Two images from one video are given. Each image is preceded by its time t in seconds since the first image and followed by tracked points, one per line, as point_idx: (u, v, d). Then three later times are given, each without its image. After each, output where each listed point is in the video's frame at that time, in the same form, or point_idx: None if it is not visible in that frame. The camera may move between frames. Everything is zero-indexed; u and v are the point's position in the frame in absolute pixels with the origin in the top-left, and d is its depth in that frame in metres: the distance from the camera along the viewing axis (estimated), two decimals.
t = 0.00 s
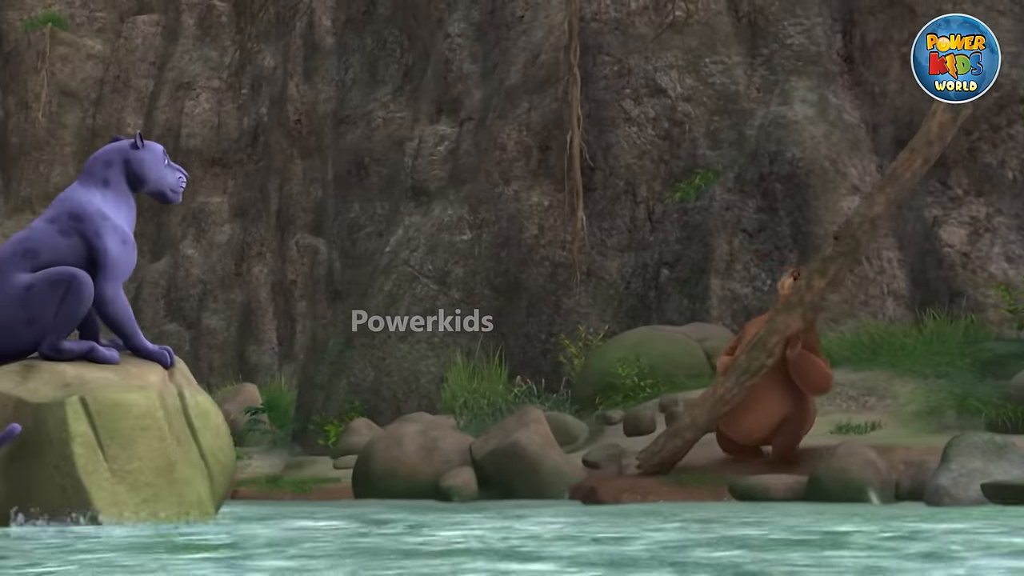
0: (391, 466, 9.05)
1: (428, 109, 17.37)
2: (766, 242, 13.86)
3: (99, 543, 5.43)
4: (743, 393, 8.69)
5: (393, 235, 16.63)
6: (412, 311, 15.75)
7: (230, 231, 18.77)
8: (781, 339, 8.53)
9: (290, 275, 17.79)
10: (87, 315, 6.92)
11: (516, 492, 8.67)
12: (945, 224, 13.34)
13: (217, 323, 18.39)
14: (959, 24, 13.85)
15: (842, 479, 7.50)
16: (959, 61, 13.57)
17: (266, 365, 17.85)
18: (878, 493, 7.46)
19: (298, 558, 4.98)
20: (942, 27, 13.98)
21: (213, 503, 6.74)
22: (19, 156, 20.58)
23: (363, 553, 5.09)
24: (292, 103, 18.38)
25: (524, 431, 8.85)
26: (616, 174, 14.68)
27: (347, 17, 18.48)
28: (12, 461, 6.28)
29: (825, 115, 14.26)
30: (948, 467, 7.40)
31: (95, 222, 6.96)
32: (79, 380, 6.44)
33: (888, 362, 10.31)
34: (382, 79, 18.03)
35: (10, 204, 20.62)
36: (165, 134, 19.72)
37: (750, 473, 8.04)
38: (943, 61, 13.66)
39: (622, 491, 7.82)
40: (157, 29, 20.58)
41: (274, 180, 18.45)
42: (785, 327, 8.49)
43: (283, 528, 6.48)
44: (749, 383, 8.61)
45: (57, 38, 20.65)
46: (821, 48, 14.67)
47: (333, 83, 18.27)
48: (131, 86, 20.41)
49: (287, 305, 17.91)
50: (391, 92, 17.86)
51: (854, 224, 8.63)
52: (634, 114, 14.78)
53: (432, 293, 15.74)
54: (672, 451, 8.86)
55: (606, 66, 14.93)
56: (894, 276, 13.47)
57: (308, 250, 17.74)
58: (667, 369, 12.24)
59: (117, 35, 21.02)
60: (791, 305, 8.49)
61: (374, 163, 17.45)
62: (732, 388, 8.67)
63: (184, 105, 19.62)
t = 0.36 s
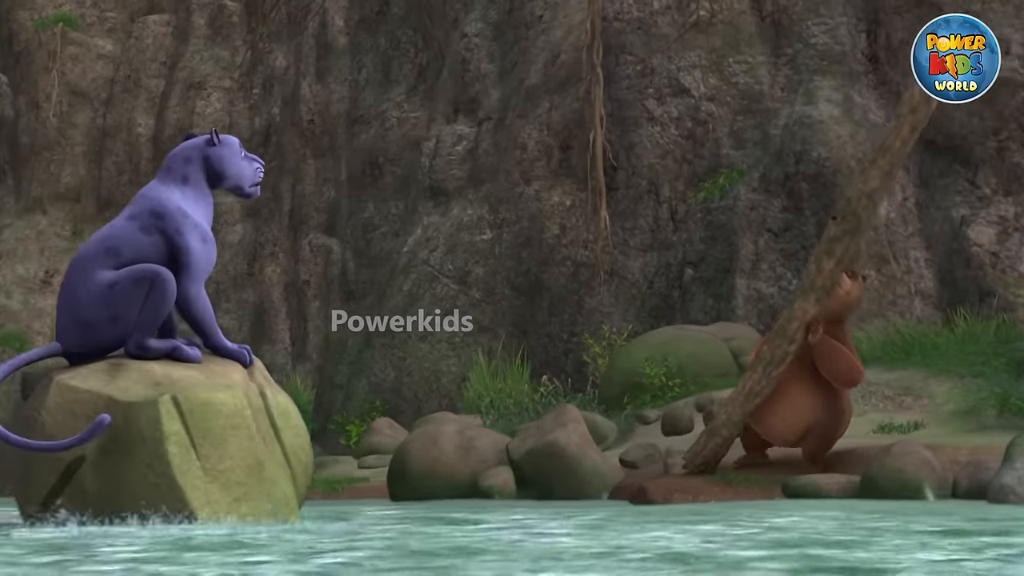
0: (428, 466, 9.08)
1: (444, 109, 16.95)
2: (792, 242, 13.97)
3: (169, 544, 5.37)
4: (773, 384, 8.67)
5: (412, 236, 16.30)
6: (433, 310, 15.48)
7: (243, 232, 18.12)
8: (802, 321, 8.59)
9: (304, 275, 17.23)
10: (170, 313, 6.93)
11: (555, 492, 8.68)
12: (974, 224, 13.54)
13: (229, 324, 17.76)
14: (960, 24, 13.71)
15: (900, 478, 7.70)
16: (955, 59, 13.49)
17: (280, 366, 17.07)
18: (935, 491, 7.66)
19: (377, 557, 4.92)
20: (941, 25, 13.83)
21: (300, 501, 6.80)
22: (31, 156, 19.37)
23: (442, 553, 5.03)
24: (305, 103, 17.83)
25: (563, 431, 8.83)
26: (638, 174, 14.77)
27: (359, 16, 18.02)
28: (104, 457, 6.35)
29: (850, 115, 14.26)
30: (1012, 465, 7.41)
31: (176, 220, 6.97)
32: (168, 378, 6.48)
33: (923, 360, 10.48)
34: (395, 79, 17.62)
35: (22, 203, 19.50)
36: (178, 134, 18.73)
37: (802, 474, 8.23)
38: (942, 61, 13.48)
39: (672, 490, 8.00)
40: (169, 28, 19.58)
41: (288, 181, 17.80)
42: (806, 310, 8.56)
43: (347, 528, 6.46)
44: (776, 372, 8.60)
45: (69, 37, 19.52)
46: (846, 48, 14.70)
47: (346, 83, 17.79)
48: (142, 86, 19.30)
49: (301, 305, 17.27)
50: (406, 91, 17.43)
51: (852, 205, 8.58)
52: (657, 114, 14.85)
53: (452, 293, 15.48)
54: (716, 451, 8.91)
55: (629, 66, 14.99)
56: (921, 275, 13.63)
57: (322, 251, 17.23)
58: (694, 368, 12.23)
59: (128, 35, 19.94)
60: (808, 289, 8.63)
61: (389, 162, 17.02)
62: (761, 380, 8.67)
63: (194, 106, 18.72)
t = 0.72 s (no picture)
0: (452, 465, 9.06)
1: (455, 108, 16.82)
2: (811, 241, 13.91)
3: (234, 546, 5.37)
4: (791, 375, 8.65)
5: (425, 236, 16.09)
6: (447, 311, 15.40)
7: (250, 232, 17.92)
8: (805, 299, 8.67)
9: (313, 274, 17.11)
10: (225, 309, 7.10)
11: (583, 491, 8.78)
12: (995, 223, 13.60)
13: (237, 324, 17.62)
14: (958, 23, 14.22)
15: (942, 477, 7.90)
16: (956, 58, 14.27)
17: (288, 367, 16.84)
18: (976, 491, 7.91)
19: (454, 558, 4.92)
20: (941, 24, 14.33)
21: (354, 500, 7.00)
22: (38, 156, 18.71)
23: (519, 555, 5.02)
24: (314, 103, 17.73)
25: (590, 430, 8.97)
26: (655, 173, 14.75)
27: (368, 15, 17.83)
28: (167, 456, 6.46)
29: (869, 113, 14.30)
30: None
31: (226, 217, 7.14)
32: (228, 377, 6.63)
33: (946, 360, 10.59)
34: (405, 78, 17.47)
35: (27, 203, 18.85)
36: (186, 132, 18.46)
37: (836, 475, 8.35)
38: (940, 61, 14.45)
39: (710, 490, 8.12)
40: (177, 28, 19.20)
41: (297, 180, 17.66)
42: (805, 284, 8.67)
43: (400, 526, 6.52)
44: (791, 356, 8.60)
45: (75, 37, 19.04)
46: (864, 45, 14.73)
47: (355, 82, 17.68)
48: (149, 85, 18.90)
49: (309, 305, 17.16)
50: (415, 91, 17.31)
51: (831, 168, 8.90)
52: (673, 112, 14.84)
53: (467, 292, 15.39)
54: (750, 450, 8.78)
55: (645, 65, 15.02)
56: (942, 275, 13.66)
57: (332, 250, 17.12)
58: (715, 367, 12.19)
59: (135, 34, 19.49)
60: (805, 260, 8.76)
61: (399, 161, 16.94)
62: (777, 366, 8.66)
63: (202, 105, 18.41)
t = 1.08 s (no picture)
0: (455, 465, 9.06)
1: (456, 108, 16.81)
2: (813, 241, 13.90)
3: (238, 547, 5.37)
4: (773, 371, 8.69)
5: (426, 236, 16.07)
6: (447, 311, 15.38)
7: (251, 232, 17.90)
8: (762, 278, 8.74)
9: (314, 274, 17.06)
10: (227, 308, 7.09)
11: (585, 491, 8.77)
12: (997, 222, 13.66)
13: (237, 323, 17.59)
14: (959, 23, 14.27)
15: (945, 478, 7.87)
16: (956, 58, 14.30)
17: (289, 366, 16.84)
18: (980, 491, 7.87)
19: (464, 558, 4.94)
20: (941, 24, 14.39)
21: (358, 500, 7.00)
22: (38, 156, 18.64)
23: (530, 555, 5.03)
24: (314, 102, 17.69)
25: (593, 430, 8.96)
26: (656, 172, 14.75)
27: (369, 15, 17.82)
28: (173, 457, 6.45)
29: (870, 113, 14.23)
30: None
31: (228, 216, 7.13)
32: (233, 377, 6.63)
33: (948, 359, 10.58)
34: (406, 78, 17.47)
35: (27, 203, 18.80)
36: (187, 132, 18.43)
37: (839, 475, 8.39)
38: (940, 61, 14.53)
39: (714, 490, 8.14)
40: (177, 28, 19.19)
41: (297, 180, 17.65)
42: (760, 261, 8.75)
43: (405, 526, 6.52)
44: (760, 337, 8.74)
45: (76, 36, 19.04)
46: (865, 46, 14.64)
47: (356, 82, 17.66)
48: (149, 85, 18.89)
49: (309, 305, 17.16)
50: (416, 90, 17.31)
51: (758, 145, 8.95)
52: (674, 112, 14.86)
53: (468, 293, 15.38)
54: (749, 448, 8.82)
55: (646, 64, 15.04)
56: (944, 274, 13.68)
57: (332, 250, 17.09)
58: (716, 367, 12.20)
59: (135, 34, 19.49)
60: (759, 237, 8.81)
61: (399, 161, 16.95)
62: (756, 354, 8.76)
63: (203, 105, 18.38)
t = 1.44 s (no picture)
0: (455, 465, 9.07)
1: (456, 108, 16.78)
2: (814, 241, 13.96)
3: (236, 548, 5.37)
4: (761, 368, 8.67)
5: (426, 235, 16.06)
6: (447, 311, 15.38)
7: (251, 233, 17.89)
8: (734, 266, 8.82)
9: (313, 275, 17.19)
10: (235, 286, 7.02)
11: (586, 491, 8.77)
12: (997, 223, 13.53)
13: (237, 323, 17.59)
14: (960, 23, 14.24)
15: (947, 478, 7.88)
16: (956, 58, 14.20)
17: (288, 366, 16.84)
18: (980, 491, 7.91)
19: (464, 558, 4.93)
20: (942, 24, 14.38)
21: (359, 500, 6.99)
22: (38, 156, 18.69)
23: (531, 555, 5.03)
24: (314, 103, 17.72)
25: (593, 430, 8.97)
26: (657, 172, 14.77)
27: (368, 15, 17.80)
28: (173, 457, 6.45)
29: (870, 113, 14.31)
30: None
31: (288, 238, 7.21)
32: (233, 377, 6.62)
33: (949, 356, 10.59)
34: (406, 78, 17.45)
35: (28, 203, 18.78)
36: (187, 133, 18.52)
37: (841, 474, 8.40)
38: (940, 61, 14.49)
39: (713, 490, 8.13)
40: (177, 28, 19.19)
41: (297, 181, 17.66)
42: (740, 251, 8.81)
43: (403, 527, 6.53)
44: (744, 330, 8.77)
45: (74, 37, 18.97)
46: (865, 46, 14.73)
47: (356, 82, 17.68)
48: (149, 85, 18.93)
49: (309, 305, 17.20)
50: (416, 90, 17.31)
51: (723, 142, 8.99)
52: (674, 112, 14.84)
53: (468, 293, 15.38)
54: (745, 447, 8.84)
55: (646, 64, 15.04)
56: (943, 274, 13.71)
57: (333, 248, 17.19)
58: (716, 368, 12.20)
59: (135, 34, 19.38)
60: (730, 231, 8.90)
61: (399, 161, 16.97)
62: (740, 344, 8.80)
63: (203, 106, 18.48)
